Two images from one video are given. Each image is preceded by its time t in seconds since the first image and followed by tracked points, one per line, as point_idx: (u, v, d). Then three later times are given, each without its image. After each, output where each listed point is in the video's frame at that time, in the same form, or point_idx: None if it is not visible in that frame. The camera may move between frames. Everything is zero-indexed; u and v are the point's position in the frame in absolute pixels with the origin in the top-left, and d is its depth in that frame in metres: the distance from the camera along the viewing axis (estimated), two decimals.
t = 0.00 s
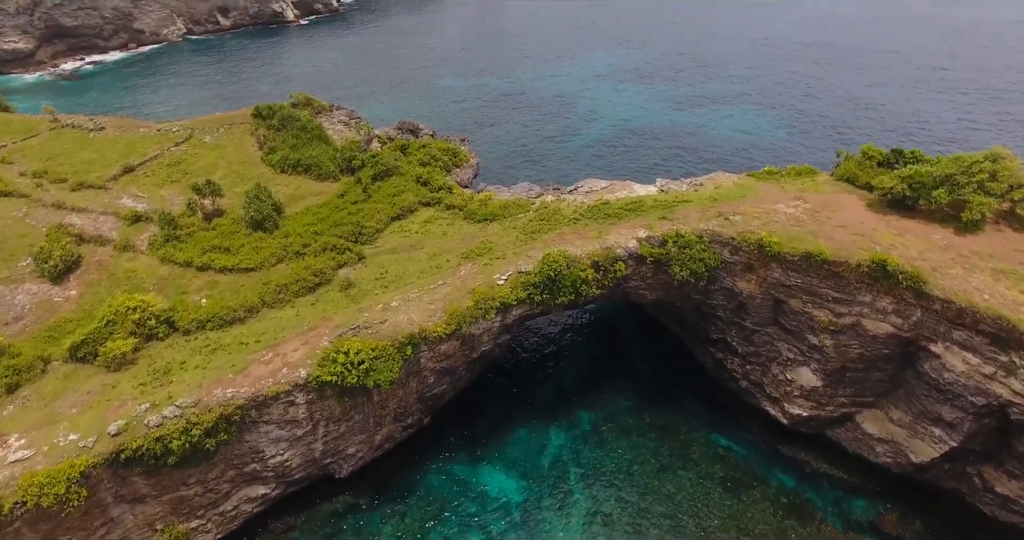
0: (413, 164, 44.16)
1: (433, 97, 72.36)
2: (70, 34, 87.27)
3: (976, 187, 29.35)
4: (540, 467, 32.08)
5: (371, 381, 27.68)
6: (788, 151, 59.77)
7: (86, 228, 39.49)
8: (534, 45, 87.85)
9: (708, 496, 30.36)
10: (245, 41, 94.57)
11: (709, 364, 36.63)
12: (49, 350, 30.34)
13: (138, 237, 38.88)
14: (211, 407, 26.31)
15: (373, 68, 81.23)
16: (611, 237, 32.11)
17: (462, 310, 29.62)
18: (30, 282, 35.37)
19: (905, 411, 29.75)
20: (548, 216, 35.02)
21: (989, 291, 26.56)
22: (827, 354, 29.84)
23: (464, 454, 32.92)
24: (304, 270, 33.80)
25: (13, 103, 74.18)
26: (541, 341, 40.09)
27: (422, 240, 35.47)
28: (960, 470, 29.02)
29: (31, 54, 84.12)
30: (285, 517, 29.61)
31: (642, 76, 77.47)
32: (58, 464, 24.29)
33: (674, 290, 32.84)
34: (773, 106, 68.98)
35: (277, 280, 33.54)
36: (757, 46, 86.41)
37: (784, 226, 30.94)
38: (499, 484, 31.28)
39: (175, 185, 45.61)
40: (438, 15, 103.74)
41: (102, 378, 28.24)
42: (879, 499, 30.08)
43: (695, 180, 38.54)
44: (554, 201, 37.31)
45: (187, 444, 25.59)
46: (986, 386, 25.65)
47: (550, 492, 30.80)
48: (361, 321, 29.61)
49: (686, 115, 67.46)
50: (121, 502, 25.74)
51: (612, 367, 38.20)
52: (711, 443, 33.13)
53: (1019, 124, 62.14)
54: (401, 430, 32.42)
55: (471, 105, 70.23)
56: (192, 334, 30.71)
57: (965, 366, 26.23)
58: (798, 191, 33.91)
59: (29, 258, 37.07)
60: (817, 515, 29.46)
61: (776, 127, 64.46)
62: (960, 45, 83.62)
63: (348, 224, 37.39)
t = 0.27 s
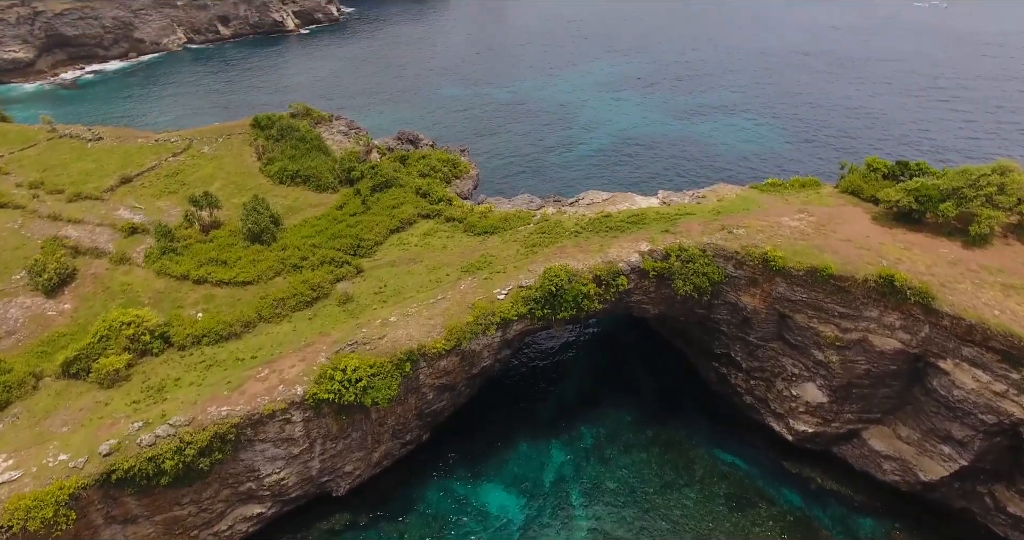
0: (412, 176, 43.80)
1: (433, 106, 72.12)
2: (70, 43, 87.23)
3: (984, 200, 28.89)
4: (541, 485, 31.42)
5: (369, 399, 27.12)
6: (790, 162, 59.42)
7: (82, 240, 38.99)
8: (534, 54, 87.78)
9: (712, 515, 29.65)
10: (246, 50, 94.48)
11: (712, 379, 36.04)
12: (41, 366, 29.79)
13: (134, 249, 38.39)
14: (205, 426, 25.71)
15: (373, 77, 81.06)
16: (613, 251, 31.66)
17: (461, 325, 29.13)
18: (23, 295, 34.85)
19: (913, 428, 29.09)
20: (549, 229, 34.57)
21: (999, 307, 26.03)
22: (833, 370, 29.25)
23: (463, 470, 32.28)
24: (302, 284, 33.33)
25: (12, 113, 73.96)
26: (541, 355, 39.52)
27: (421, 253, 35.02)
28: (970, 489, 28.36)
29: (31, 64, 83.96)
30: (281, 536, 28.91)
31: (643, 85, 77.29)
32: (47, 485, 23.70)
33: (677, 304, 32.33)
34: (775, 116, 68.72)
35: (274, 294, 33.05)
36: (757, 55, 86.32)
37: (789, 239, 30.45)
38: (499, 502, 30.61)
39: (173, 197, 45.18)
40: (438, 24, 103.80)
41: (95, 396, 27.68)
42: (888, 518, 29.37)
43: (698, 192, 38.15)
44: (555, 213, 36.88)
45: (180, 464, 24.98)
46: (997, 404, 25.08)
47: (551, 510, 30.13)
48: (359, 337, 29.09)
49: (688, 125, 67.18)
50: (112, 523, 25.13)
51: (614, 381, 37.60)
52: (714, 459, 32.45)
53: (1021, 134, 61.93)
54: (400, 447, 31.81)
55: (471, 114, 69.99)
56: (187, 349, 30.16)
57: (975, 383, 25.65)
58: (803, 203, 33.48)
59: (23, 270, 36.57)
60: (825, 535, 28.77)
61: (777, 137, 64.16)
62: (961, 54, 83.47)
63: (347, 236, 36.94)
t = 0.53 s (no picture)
0: (412, 189, 43.34)
1: (433, 118, 71.79)
2: (70, 54, 87.14)
3: (994, 216, 28.32)
4: (543, 505, 30.53)
5: (366, 421, 26.43)
6: (792, 173, 58.92)
7: (77, 254, 38.39)
8: (534, 65, 87.65)
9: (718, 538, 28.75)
10: (246, 62, 94.36)
11: (717, 397, 35.25)
12: (31, 386, 29.14)
13: (130, 263, 37.78)
14: (197, 449, 24.97)
15: (373, 88, 80.85)
16: (616, 267, 31.11)
17: (461, 344, 28.51)
18: (16, 311, 34.23)
19: (923, 448, 28.26)
20: (550, 244, 34.05)
21: (1012, 326, 25.39)
22: (841, 390, 28.49)
23: (463, 491, 31.45)
24: (299, 300, 32.73)
25: (11, 124, 73.68)
26: (542, 371, 38.77)
27: (420, 269, 34.46)
28: (983, 512, 27.61)
29: (31, 75, 83.79)
30: None
31: (644, 96, 77.03)
32: (33, 512, 22.98)
33: (681, 321, 31.72)
34: (776, 127, 68.36)
35: (270, 311, 32.45)
36: (757, 65, 86.18)
37: (794, 255, 29.86)
38: (500, 523, 29.73)
39: (170, 210, 44.68)
40: (438, 35, 103.88)
41: (85, 417, 27.00)
42: None
43: (701, 206, 37.70)
44: (556, 228, 36.38)
45: (171, 488, 24.25)
46: (1011, 426, 24.40)
47: (553, 533, 29.24)
48: (357, 356, 28.46)
49: (689, 136, 66.79)
50: None
51: (616, 397, 36.79)
52: (720, 479, 31.53)
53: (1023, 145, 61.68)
54: (398, 467, 31.05)
55: (471, 125, 69.66)
56: (181, 368, 29.46)
57: (989, 404, 24.96)
58: (808, 218, 32.96)
59: (15, 286, 35.96)
60: None
61: (779, 148, 63.75)
62: (962, 65, 83.30)
63: (345, 251, 36.39)
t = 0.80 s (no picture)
0: (411, 202, 42.87)
1: (433, 129, 71.45)
2: (70, 65, 86.99)
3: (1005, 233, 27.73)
4: (544, 527, 29.73)
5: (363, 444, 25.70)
6: (794, 185, 58.38)
7: (71, 269, 37.72)
8: (534, 76, 87.54)
9: None
10: (246, 73, 94.25)
11: (721, 415, 34.55)
12: (20, 406, 28.43)
13: (124, 278, 37.13)
14: (189, 472, 24.23)
15: (373, 100, 80.65)
16: (618, 284, 30.53)
17: (460, 363, 27.84)
18: (7, 328, 33.53)
19: (935, 470, 27.45)
20: (551, 260, 33.51)
21: None
22: (849, 410, 27.69)
23: (463, 512, 30.64)
24: (295, 317, 32.12)
25: (9, 136, 73.38)
26: (543, 387, 38.04)
27: (419, 285, 33.89)
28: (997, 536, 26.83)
29: (31, 86, 83.64)
30: None
31: (644, 107, 76.74)
32: None
33: (684, 339, 31.08)
34: (778, 138, 67.96)
35: (266, 328, 31.82)
36: (757, 76, 86.06)
37: (800, 272, 29.21)
38: None
39: (166, 224, 44.16)
40: (438, 46, 103.94)
41: (74, 439, 26.28)
42: None
43: (703, 220, 37.22)
44: (557, 243, 35.84)
45: (161, 514, 23.49)
46: None
47: None
48: (353, 376, 27.79)
49: (690, 148, 66.35)
50: None
51: (618, 415, 36.07)
52: (724, 500, 30.76)
53: None
54: (396, 488, 30.25)
55: (471, 137, 69.28)
56: (174, 388, 28.78)
57: (1003, 427, 24.22)
58: (813, 234, 32.36)
59: (7, 302, 35.29)
60: None
61: (781, 159, 63.32)
62: (963, 76, 83.12)
63: (342, 267, 35.85)
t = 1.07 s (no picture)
0: (410, 214, 42.45)
1: (433, 139, 71.16)
2: (70, 74, 86.87)
3: (1015, 247, 27.21)
4: None
5: (359, 464, 25.06)
6: (797, 195, 57.89)
7: (65, 281, 37.12)
8: (534, 85, 87.46)
9: None
10: (246, 82, 94.16)
11: (725, 431, 33.88)
12: (10, 423, 27.78)
13: (119, 291, 36.56)
14: (181, 494, 23.54)
15: (373, 109, 80.47)
16: (621, 298, 30.03)
17: (460, 380, 27.27)
18: None
19: (945, 489, 26.80)
20: (552, 274, 33.01)
21: None
22: (857, 428, 27.01)
23: (462, 531, 29.88)
24: (292, 332, 31.56)
25: (8, 145, 73.12)
26: (544, 403, 37.42)
27: (418, 299, 33.38)
28: None
29: (31, 95, 83.50)
30: None
31: (645, 116, 76.50)
32: None
33: (688, 355, 30.51)
34: (780, 148, 67.63)
35: (262, 343, 31.26)
36: (758, 86, 85.94)
37: (807, 287, 28.61)
38: None
39: (163, 235, 43.70)
40: (438, 55, 104.02)
41: (65, 459, 25.67)
42: None
43: (706, 233, 36.78)
44: (558, 256, 35.36)
45: (152, 537, 22.79)
46: None
47: None
48: (351, 393, 27.21)
49: (691, 157, 65.99)
50: None
51: (619, 430, 35.42)
52: (729, 518, 30.01)
53: None
54: (394, 507, 29.42)
55: (472, 147, 68.99)
56: (167, 405, 28.17)
57: (1017, 447, 23.60)
58: (819, 247, 31.80)
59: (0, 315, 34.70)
60: None
61: (783, 169, 62.95)
62: (965, 86, 82.91)
63: (341, 280, 35.36)
